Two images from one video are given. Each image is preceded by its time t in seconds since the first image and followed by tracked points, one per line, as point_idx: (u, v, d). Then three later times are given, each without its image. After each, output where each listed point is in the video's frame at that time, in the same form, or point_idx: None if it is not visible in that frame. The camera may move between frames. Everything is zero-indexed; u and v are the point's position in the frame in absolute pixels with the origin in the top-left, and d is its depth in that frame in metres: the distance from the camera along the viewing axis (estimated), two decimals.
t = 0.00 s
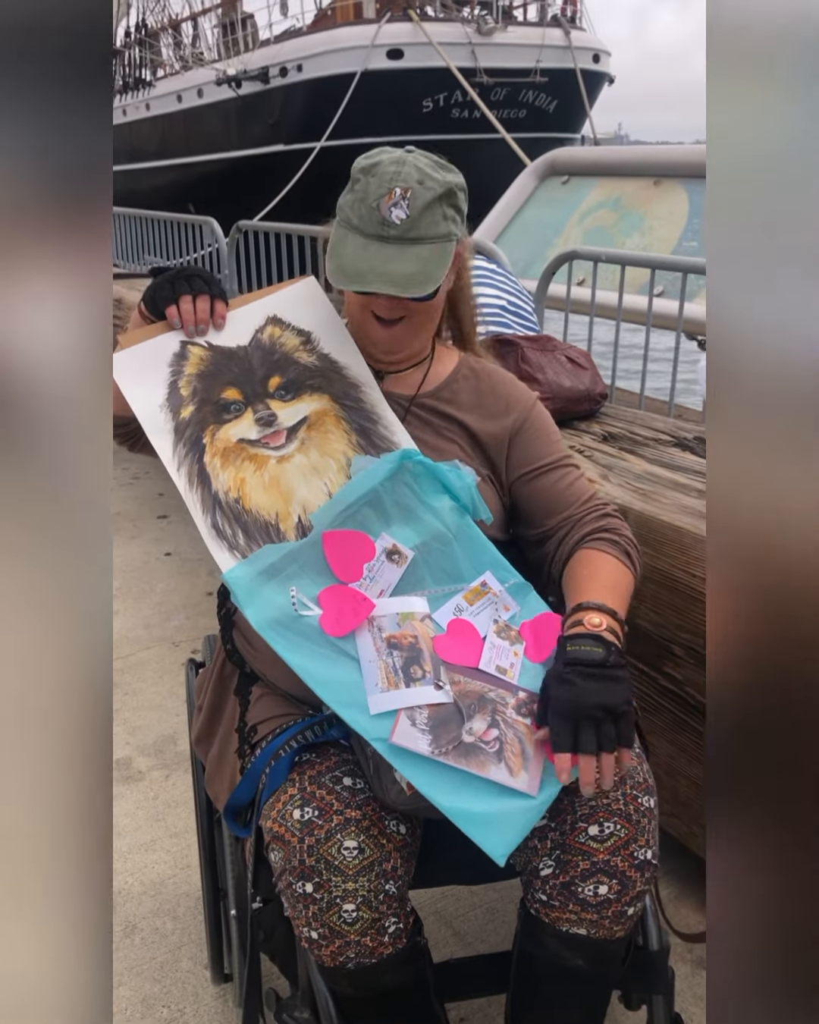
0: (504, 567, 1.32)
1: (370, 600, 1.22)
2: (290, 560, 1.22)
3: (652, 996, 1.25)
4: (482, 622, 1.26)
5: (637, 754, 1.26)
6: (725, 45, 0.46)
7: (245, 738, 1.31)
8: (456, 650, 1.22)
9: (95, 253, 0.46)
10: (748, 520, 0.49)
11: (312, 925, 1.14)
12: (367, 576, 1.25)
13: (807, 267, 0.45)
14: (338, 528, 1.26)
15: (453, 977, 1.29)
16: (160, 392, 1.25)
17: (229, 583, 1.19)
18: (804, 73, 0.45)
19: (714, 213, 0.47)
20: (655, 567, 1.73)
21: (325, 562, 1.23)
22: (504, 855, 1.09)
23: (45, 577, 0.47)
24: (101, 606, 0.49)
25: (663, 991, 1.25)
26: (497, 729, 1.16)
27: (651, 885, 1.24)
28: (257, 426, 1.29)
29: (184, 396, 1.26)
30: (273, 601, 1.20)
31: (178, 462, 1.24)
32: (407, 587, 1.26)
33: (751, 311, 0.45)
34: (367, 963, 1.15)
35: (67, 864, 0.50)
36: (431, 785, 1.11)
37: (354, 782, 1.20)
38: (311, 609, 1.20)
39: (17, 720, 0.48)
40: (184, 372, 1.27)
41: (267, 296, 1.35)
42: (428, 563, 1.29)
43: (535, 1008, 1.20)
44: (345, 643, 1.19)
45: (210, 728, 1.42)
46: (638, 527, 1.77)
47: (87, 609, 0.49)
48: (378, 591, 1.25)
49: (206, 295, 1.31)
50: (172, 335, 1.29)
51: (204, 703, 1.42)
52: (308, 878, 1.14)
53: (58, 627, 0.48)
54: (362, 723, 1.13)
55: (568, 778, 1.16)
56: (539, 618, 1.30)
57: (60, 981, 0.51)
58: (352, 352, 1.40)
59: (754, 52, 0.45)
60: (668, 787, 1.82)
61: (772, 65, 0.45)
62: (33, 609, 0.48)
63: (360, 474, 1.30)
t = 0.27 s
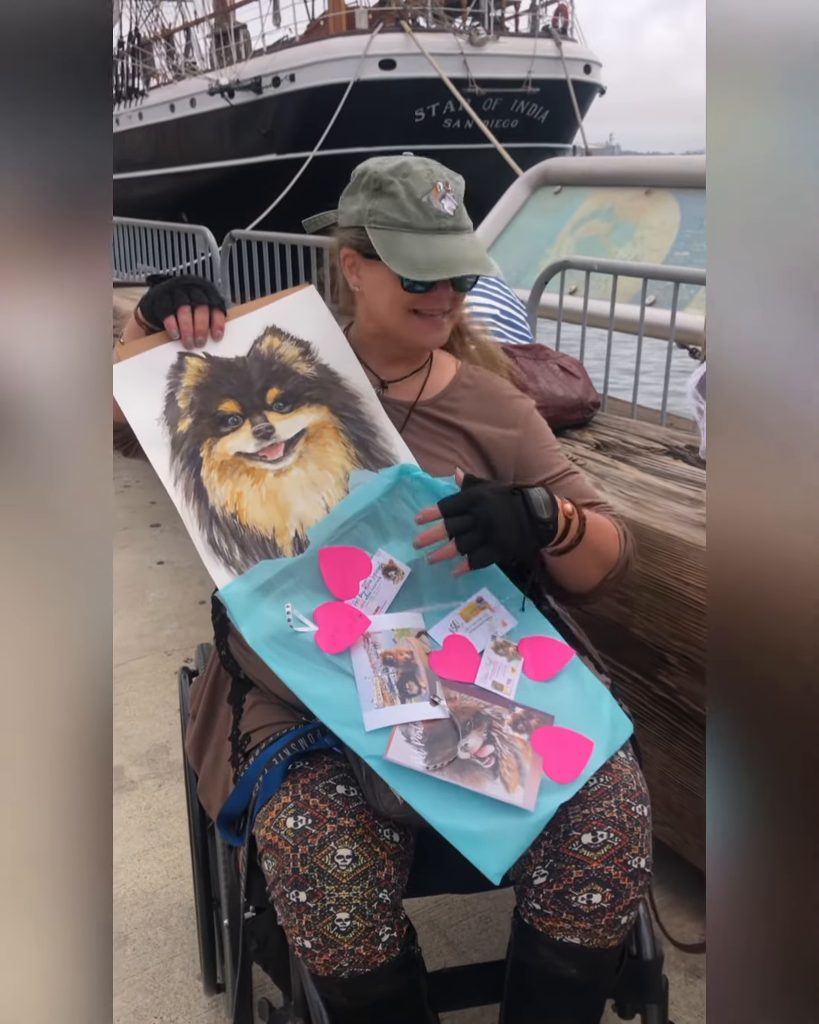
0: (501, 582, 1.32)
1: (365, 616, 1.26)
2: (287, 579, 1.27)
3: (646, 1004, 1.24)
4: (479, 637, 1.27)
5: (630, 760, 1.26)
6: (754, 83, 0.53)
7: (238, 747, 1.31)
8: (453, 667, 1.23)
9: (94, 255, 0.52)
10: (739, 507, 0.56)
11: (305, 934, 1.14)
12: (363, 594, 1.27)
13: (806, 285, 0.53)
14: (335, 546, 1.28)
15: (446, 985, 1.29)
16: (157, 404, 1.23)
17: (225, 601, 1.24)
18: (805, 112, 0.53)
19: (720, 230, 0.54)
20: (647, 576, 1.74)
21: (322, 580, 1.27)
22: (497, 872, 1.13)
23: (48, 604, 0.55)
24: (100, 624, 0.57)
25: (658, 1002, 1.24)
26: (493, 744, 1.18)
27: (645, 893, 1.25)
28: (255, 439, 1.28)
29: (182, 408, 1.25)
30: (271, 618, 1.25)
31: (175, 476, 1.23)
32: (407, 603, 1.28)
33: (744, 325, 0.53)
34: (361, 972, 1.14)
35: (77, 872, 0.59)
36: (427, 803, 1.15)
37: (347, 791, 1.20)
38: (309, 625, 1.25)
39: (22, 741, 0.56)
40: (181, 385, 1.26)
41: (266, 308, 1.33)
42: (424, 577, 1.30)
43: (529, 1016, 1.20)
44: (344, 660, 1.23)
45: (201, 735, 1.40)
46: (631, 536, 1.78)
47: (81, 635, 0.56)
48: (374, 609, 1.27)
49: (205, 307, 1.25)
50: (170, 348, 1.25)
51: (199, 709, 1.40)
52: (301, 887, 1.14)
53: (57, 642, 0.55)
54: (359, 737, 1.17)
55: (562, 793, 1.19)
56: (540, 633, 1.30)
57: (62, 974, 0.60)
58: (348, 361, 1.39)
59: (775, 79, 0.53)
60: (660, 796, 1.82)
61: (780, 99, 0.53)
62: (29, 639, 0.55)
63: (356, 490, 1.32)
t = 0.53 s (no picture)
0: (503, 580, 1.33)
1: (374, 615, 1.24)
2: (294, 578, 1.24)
3: (640, 1007, 1.25)
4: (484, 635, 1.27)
5: (624, 762, 1.26)
6: (723, 63, 0.41)
7: (231, 751, 1.31)
8: (459, 664, 1.22)
9: (95, 254, 0.43)
10: (734, 537, 0.43)
11: (299, 939, 1.14)
12: (370, 592, 1.26)
13: (811, 286, 0.40)
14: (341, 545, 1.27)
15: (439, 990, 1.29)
16: (156, 401, 1.22)
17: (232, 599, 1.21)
18: (800, 103, 0.41)
19: (714, 225, 0.41)
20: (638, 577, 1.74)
21: (329, 578, 1.25)
22: (514, 874, 1.12)
23: (46, 580, 0.45)
24: (101, 610, 0.47)
25: (651, 1002, 1.25)
26: (504, 744, 1.17)
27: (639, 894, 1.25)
28: (256, 437, 1.28)
29: (181, 405, 1.24)
30: (278, 617, 1.22)
31: (176, 475, 1.22)
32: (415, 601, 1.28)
33: (729, 332, 0.41)
34: (355, 977, 1.14)
35: (70, 863, 0.48)
36: (442, 803, 1.13)
37: (342, 795, 1.20)
38: (315, 625, 1.22)
39: (12, 730, 0.45)
40: (178, 382, 1.25)
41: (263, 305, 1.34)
42: (428, 575, 1.31)
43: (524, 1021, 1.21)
44: (351, 659, 1.21)
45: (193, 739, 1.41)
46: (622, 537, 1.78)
47: (85, 610, 0.46)
48: (380, 607, 1.26)
49: (202, 301, 1.29)
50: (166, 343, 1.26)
51: (189, 714, 1.41)
52: (295, 892, 1.14)
53: (53, 627, 0.45)
54: (373, 738, 1.15)
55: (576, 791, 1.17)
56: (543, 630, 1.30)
57: (52, 982, 0.48)
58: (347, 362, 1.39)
59: (752, 71, 0.41)
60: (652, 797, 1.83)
61: (766, 87, 0.41)
62: (25, 615, 0.45)
63: (360, 489, 1.32)
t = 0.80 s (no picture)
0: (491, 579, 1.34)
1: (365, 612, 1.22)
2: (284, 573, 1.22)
3: (633, 1007, 1.25)
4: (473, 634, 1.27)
5: (617, 762, 1.26)
6: (722, 66, 0.39)
7: (222, 753, 1.30)
8: (449, 662, 1.21)
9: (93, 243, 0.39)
10: (726, 540, 0.41)
11: (292, 942, 1.13)
12: (360, 588, 1.25)
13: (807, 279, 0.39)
14: (331, 541, 1.26)
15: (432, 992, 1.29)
16: (140, 396, 1.21)
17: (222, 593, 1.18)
18: (795, 99, 0.38)
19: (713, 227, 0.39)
20: (629, 576, 1.75)
21: (320, 574, 1.23)
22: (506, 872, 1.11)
23: (45, 579, 0.41)
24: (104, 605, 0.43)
25: (644, 1001, 1.25)
26: (495, 742, 1.16)
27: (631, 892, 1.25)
28: (241, 433, 1.27)
29: (165, 401, 1.23)
30: (270, 612, 1.19)
31: (163, 469, 1.20)
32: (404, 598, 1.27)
33: (719, 331, 0.40)
34: (348, 980, 1.14)
35: (59, 863, 0.43)
36: (433, 801, 1.11)
37: (334, 797, 1.19)
38: (306, 621, 1.20)
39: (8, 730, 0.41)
40: (163, 378, 1.24)
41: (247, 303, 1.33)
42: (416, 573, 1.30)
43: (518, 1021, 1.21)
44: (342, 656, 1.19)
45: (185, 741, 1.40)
46: (612, 537, 1.78)
47: (85, 608, 0.42)
48: (370, 604, 1.25)
49: (184, 299, 1.29)
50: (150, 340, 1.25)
51: (180, 717, 1.40)
52: (288, 895, 1.13)
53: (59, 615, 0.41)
54: (365, 736, 1.12)
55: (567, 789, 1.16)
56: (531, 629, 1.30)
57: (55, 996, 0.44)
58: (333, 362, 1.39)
59: (749, 71, 0.39)
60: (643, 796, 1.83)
61: (762, 88, 0.39)
62: (24, 614, 0.41)
63: (348, 487, 1.32)
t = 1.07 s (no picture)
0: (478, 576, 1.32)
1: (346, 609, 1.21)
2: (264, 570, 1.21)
3: (633, 1005, 1.24)
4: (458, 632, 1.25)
5: (615, 759, 1.25)
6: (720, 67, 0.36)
7: (215, 755, 1.28)
8: (431, 660, 1.20)
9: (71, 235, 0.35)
10: (723, 538, 0.37)
11: (289, 946, 1.12)
12: (341, 586, 1.23)
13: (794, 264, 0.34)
14: (312, 537, 1.25)
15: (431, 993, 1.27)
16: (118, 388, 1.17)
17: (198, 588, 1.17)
18: (797, 98, 0.34)
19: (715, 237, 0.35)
20: (622, 571, 1.74)
21: (300, 571, 1.22)
22: (478, 875, 1.11)
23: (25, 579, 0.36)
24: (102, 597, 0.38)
25: (645, 1000, 1.24)
26: (474, 742, 1.15)
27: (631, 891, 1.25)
28: (220, 426, 1.25)
29: (142, 394, 1.19)
30: (247, 608, 1.18)
31: (140, 464, 1.16)
32: (384, 595, 1.26)
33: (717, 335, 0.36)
34: (347, 983, 1.12)
35: (51, 874, 0.38)
36: (408, 802, 1.11)
37: (329, 799, 1.17)
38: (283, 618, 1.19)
39: None
40: (141, 370, 1.20)
41: (225, 297, 1.31)
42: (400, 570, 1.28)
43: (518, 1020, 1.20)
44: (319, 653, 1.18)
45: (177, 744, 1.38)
46: (604, 531, 1.77)
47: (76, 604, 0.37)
48: (351, 602, 1.23)
49: (162, 292, 1.26)
50: (128, 333, 1.22)
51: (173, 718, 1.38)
52: (284, 899, 1.12)
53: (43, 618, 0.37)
54: (339, 734, 1.12)
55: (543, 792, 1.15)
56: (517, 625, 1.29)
57: None
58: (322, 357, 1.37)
59: (745, 71, 0.35)
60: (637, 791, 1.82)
61: (748, 85, 0.35)
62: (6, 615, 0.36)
63: (331, 482, 1.30)
